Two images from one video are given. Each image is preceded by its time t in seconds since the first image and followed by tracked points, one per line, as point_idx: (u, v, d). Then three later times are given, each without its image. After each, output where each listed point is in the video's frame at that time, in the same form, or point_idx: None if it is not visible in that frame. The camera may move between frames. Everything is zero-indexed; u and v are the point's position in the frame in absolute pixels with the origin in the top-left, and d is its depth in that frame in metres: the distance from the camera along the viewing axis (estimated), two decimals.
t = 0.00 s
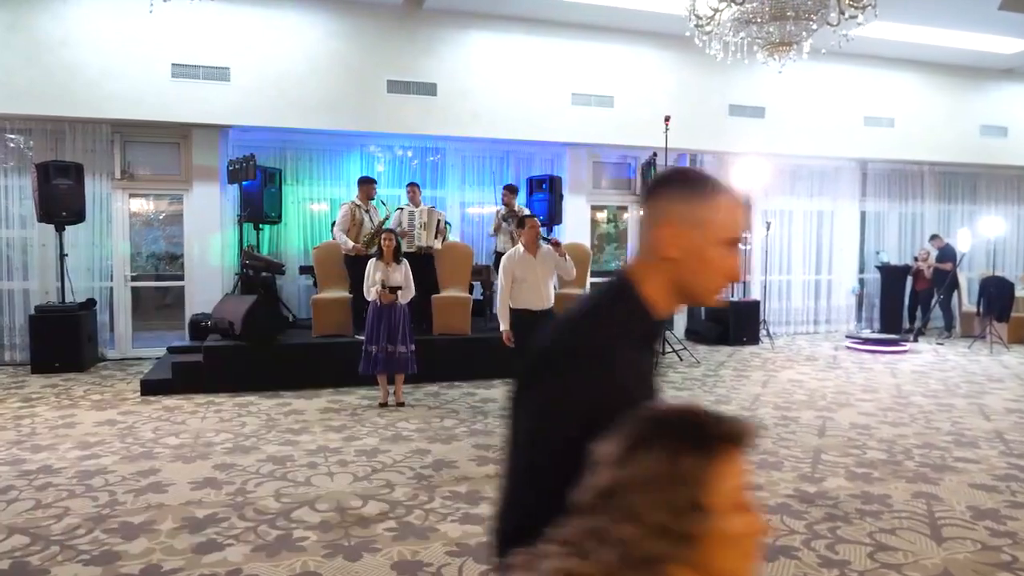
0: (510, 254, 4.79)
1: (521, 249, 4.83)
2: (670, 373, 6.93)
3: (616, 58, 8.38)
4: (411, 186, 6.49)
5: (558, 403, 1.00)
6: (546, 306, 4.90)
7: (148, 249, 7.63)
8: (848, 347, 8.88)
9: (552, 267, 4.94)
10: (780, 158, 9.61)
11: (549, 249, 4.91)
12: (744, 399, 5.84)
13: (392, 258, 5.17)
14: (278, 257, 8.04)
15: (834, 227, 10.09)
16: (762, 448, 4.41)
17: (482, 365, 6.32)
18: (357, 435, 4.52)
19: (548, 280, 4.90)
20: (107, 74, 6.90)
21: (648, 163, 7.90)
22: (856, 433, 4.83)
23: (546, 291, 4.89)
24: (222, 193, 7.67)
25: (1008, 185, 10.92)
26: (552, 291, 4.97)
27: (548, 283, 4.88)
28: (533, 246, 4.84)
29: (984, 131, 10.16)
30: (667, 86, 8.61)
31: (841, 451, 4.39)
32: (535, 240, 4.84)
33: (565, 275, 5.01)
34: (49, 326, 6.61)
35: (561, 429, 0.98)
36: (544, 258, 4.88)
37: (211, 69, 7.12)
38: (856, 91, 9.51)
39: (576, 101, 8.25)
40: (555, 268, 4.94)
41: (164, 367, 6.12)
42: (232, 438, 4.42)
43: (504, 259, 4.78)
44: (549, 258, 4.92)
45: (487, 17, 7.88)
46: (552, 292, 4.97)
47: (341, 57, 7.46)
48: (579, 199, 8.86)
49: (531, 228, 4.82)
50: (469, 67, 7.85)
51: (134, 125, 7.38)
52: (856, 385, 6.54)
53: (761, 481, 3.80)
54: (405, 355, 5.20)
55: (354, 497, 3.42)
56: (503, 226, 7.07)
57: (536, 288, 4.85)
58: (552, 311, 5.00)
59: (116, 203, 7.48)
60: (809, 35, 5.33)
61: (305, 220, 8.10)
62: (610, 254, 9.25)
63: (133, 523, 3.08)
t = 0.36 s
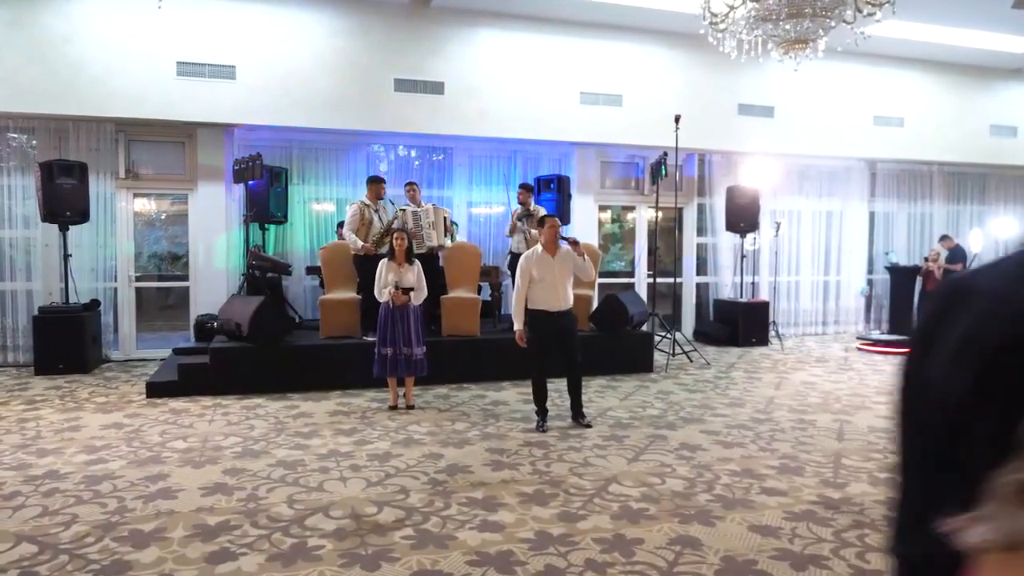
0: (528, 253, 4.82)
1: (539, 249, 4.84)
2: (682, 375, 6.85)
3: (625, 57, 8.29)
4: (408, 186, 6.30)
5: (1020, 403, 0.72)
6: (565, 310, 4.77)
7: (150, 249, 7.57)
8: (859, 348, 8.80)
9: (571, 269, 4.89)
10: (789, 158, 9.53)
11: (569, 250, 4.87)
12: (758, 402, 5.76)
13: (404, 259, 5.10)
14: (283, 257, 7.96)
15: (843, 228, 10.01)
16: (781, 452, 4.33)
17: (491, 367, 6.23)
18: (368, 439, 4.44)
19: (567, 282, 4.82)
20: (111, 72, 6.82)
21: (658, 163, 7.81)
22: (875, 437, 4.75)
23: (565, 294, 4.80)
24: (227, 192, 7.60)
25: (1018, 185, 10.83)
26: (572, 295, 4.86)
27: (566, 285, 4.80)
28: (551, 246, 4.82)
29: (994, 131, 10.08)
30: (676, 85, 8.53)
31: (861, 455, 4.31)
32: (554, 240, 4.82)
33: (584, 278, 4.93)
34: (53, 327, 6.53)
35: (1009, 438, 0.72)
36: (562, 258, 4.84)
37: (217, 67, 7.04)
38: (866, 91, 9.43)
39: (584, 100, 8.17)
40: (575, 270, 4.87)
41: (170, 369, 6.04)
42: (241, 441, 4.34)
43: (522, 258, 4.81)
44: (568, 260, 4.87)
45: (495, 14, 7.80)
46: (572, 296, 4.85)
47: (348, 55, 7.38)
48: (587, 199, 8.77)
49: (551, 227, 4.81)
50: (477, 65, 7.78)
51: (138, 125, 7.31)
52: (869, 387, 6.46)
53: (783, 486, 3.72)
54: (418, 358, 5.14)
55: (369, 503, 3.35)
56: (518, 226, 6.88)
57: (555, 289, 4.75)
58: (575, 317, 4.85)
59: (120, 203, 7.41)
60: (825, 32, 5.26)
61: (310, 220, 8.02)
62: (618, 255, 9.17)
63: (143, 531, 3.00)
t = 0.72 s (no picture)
0: (553, 253, 4.74)
1: (564, 249, 4.74)
2: (691, 377, 6.78)
3: (632, 56, 8.22)
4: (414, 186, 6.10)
5: None
6: (590, 310, 4.73)
7: (150, 250, 7.49)
8: (867, 350, 8.74)
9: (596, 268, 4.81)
10: (796, 158, 9.47)
11: (594, 250, 4.78)
12: (770, 404, 5.69)
13: (415, 260, 5.03)
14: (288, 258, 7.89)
15: (850, 228, 9.94)
16: (799, 456, 4.26)
17: (500, 369, 6.16)
18: (378, 442, 4.37)
19: (592, 283, 4.75)
20: (114, 70, 6.74)
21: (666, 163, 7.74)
22: (892, 440, 4.68)
23: (590, 294, 4.73)
24: (231, 192, 7.53)
25: None
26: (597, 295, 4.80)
27: (591, 286, 4.73)
28: (576, 246, 4.72)
29: (1001, 131, 10.01)
30: (683, 84, 8.46)
31: (881, 459, 4.24)
32: (579, 240, 4.71)
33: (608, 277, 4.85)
34: (55, 328, 6.45)
35: None
36: (587, 258, 4.75)
37: (221, 66, 6.96)
38: (873, 90, 9.37)
39: (591, 99, 8.10)
40: (600, 270, 4.80)
41: (174, 371, 5.96)
42: (250, 445, 4.27)
43: (546, 258, 4.73)
44: (593, 259, 4.78)
45: (501, 13, 7.73)
46: (597, 296, 4.79)
47: (353, 54, 7.30)
48: (594, 199, 8.70)
49: (575, 227, 4.69)
50: (483, 63, 7.70)
51: (141, 124, 7.23)
52: (881, 389, 6.40)
53: (805, 491, 3.65)
54: (428, 360, 5.06)
55: (383, 509, 3.27)
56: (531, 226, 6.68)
57: (579, 290, 4.69)
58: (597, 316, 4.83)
59: (122, 203, 7.33)
60: (841, 30, 5.17)
61: (314, 221, 7.94)
62: (624, 255, 9.10)
63: (153, 538, 2.92)
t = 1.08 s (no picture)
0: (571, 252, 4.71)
1: (582, 248, 4.70)
2: (696, 378, 6.70)
3: (634, 54, 8.15)
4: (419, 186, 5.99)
5: None
6: (607, 311, 4.65)
7: (146, 250, 7.40)
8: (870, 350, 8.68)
9: (614, 269, 4.73)
10: (799, 157, 9.42)
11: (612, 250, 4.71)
12: (778, 405, 5.63)
13: (418, 259, 4.96)
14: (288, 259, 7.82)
15: (852, 228, 9.89)
16: (810, 458, 4.19)
17: (504, 370, 6.08)
18: (381, 445, 4.29)
19: (609, 284, 4.66)
20: (110, 67, 6.64)
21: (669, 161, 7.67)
22: (903, 442, 4.62)
23: (607, 295, 4.65)
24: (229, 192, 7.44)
25: None
26: (615, 295, 4.72)
27: (609, 287, 4.65)
28: (593, 246, 4.66)
29: (1003, 131, 9.96)
30: (685, 83, 8.39)
31: (893, 461, 4.17)
32: (597, 239, 4.65)
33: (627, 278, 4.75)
34: (51, 329, 6.35)
35: None
36: (604, 259, 4.69)
37: (220, 63, 6.87)
38: (875, 89, 9.31)
39: (594, 98, 8.03)
40: (617, 270, 4.71)
41: (172, 373, 5.86)
42: (251, 449, 4.18)
43: (564, 258, 4.71)
44: (611, 260, 4.71)
45: (503, 10, 7.65)
46: (615, 297, 4.71)
47: (353, 51, 7.22)
48: (596, 198, 8.63)
49: (594, 226, 4.63)
50: (483, 61, 7.62)
51: (137, 121, 7.13)
52: (888, 389, 6.34)
53: (819, 495, 3.58)
54: (432, 361, 4.98)
55: (389, 515, 3.19)
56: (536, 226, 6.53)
57: (596, 290, 4.62)
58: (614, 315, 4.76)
59: (119, 202, 7.24)
60: (850, 27, 5.11)
61: (315, 221, 7.88)
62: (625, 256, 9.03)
63: (153, 547, 2.84)
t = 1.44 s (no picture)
0: (578, 251, 4.60)
1: (590, 248, 4.59)
2: (697, 378, 6.61)
3: (632, 52, 8.06)
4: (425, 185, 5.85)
5: None
6: (610, 312, 4.54)
7: (137, 250, 7.27)
8: (870, 351, 8.60)
9: (621, 270, 4.62)
10: (798, 155, 9.34)
11: (620, 251, 4.59)
12: (781, 407, 5.54)
13: (416, 259, 4.85)
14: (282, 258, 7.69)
15: (851, 227, 9.81)
16: (819, 462, 4.10)
17: (503, 372, 5.97)
18: (379, 449, 4.18)
19: (615, 285, 4.56)
20: (100, 63, 6.50)
21: (669, 159, 7.57)
22: (911, 444, 4.53)
23: (611, 296, 4.55)
24: (222, 190, 7.31)
25: None
26: (620, 297, 4.61)
27: (614, 288, 4.55)
28: (601, 246, 4.55)
29: (1002, 129, 9.90)
30: (684, 81, 8.30)
31: (903, 464, 4.08)
32: (605, 240, 4.54)
33: (633, 280, 4.63)
34: (39, 331, 6.21)
35: None
36: (611, 259, 4.58)
37: (213, 59, 6.75)
38: (875, 87, 9.24)
39: (592, 95, 7.93)
40: (624, 273, 4.60)
41: (163, 375, 5.74)
42: (245, 454, 4.07)
43: (570, 256, 4.60)
44: (617, 261, 4.60)
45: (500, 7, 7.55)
46: (619, 299, 4.60)
47: (347, 47, 7.10)
48: (594, 196, 8.54)
49: (603, 227, 4.51)
50: (480, 57, 7.51)
51: (128, 119, 7.00)
52: (892, 390, 6.26)
53: (830, 500, 3.48)
54: (428, 362, 4.86)
55: (389, 523, 3.08)
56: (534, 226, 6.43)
57: (601, 291, 4.52)
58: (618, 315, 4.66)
59: (109, 202, 7.09)
60: (856, 22, 5.02)
61: (309, 220, 7.76)
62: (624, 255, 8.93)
63: (143, 558, 2.72)
